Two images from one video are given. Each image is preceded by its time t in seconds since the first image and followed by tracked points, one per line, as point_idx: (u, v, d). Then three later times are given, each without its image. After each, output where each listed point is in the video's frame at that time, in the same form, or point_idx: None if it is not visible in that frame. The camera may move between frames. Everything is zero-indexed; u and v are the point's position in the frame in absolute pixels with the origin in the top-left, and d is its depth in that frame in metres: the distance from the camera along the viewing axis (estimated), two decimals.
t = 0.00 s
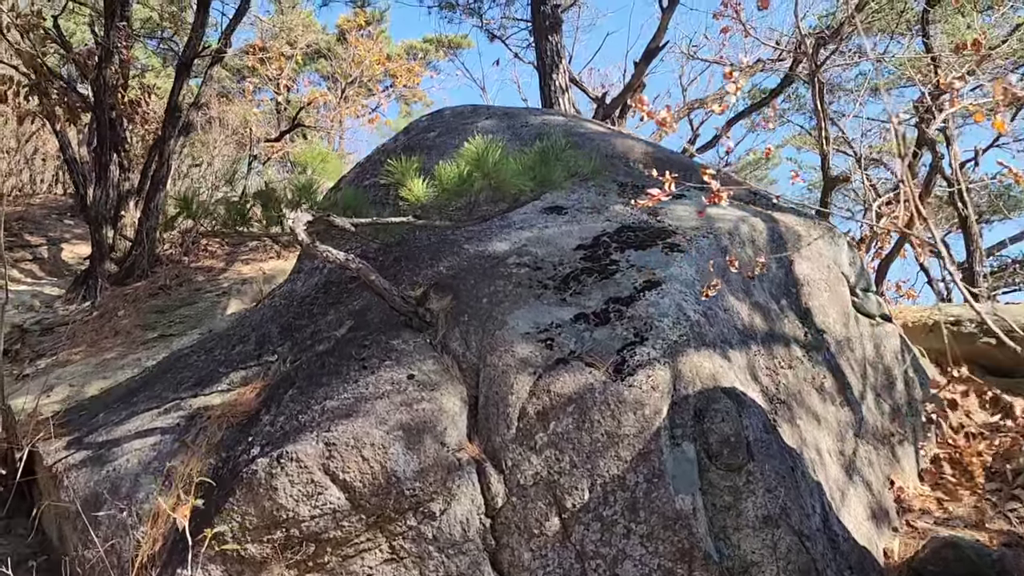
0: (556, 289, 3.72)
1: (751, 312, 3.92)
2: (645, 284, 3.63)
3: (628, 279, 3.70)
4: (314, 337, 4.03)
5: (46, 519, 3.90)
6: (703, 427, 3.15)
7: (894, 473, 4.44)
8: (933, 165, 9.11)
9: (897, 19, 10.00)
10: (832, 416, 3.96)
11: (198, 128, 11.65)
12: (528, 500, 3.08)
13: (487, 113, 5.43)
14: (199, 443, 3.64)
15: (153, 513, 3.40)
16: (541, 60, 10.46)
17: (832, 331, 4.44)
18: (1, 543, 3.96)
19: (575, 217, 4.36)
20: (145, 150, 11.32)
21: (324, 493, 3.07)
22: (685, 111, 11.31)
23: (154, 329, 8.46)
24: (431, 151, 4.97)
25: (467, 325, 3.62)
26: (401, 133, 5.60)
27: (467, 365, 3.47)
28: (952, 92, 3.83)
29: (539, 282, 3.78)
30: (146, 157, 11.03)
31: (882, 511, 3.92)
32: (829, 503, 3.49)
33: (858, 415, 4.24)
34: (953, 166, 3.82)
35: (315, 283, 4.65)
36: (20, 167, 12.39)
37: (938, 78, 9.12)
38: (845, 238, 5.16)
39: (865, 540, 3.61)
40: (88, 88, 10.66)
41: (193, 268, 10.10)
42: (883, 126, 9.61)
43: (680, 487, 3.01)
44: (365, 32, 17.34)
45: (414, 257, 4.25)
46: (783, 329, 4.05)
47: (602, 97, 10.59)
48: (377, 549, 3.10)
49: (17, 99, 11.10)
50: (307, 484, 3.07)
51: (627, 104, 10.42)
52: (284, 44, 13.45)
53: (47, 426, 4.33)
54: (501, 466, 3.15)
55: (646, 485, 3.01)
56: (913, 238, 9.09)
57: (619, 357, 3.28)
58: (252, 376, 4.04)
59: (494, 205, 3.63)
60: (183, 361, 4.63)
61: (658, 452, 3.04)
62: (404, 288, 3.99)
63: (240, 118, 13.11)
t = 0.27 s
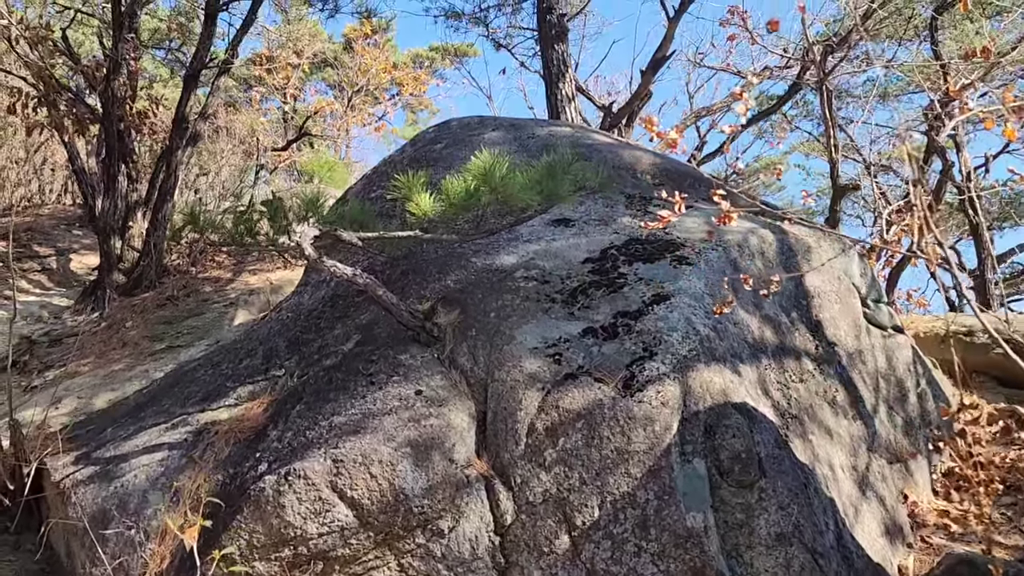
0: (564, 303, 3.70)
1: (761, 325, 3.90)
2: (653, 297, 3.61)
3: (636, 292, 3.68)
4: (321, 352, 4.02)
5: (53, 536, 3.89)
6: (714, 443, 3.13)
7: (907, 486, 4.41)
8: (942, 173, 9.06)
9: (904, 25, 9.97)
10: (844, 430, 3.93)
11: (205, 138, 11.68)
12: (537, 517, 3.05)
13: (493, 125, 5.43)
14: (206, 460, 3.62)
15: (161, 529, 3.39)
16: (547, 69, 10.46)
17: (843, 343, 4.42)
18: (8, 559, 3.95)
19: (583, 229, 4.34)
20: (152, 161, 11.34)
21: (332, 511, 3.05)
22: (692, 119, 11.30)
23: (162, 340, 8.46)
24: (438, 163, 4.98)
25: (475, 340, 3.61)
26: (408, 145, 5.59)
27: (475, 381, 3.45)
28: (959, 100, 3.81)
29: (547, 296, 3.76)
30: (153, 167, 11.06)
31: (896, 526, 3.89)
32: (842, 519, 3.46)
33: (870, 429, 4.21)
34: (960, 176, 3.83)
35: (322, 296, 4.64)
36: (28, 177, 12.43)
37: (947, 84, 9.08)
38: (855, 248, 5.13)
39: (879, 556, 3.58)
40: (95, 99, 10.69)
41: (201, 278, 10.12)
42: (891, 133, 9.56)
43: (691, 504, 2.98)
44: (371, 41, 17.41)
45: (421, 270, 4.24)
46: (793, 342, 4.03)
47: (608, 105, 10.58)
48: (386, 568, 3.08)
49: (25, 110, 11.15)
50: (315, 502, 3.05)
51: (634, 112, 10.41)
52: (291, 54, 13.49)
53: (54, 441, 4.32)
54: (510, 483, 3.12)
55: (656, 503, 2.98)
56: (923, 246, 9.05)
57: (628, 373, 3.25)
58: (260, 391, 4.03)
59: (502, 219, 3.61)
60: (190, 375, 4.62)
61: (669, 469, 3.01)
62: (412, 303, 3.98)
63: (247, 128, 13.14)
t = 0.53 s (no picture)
0: (570, 309, 3.67)
1: (770, 331, 3.87)
2: (661, 303, 3.58)
3: (643, 299, 3.65)
4: (325, 358, 3.98)
5: (55, 545, 3.85)
6: (724, 451, 3.10)
7: (915, 494, 4.38)
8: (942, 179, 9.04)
9: (904, 31, 9.98)
10: (853, 438, 3.90)
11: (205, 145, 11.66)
12: (545, 526, 3.01)
13: (497, 130, 5.41)
14: (209, 468, 3.59)
15: (165, 538, 3.35)
16: (548, 75, 10.45)
17: (851, 349, 4.39)
18: (9, 569, 3.91)
19: (588, 235, 4.32)
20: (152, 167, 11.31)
21: (337, 520, 3.01)
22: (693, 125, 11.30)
23: (162, 347, 8.42)
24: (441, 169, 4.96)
25: (481, 346, 3.58)
26: (411, 151, 5.57)
27: (481, 388, 3.41)
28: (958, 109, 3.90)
29: (553, 302, 3.73)
30: (153, 174, 11.04)
31: (906, 535, 3.85)
32: (853, 527, 3.43)
33: (878, 436, 4.18)
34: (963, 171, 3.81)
35: (325, 303, 4.62)
36: (28, 185, 12.40)
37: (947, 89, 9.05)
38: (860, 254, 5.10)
39: (890, 565, 3.55)
40: (95, 106, 10.68)
41: (201, 285, 10.08)
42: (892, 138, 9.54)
43: (701, 513, 2.96)
44: (370, 47, 17.42)
45: (425, 277, 4.21)
46: (800, 348, 4.00)
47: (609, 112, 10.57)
48: None
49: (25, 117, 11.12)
50: (321, 511, 3.01)
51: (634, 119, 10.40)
52: (291, 61, 13.49)
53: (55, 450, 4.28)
54: (518, 491, 3.09)
55: (666, 512, 2.94)
56: (925, 252, 9.03)
57: (637, 379, 3.22)
58: (263, 399, 3.99)
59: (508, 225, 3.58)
60: (192, 383, 4.58)
61: (679, 477, 2.98)
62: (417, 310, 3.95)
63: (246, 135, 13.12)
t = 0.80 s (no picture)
0: (574, 309, 3.62)
1: (774, 332, 3.83)
2: (665, 303, 3.54)
3: (647, 298, 3.61)
4: (324, 360, 3.93)
5: (49, 551, 3.77)
6: (732, 452, 3.05)
7: (919, 496, 4.35)
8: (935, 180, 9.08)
9: (896, 34, 10.00)
10: (858, 438, 3.87)
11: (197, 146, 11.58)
12: (551, 530, 2.96)
13: (496, 129, 5.37)
14: (207, 472, 3.52)
15: (162, 543, 3.29)
16: (543, 76, 10.42)
17: (854, 349, 4.36)
18: None
19: (590, 234, 4.27)
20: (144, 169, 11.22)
21: (339, 524, 2.96)
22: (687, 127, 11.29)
23: (155, 350, 8.32)
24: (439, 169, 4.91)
25: (483, 347, 3.52)
26: (408, 152, 5.52)
27: (484, 389, 3.36)
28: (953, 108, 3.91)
29: (556, 302, 3.68)
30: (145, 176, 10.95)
31: (912, 536, 3.82)
32: (860, 529, 3.39)
33: (882, 437, 4.15)
34: (967, 177, 3.88)
35: (324, 303, 4.56)
36: (18, 187, 12.28)
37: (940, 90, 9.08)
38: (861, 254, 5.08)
39: (898, 567, 3.52)
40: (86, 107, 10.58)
41: (194, 287, 9.99)
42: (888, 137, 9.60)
43: (710, 515, 2.91)
44: (362, 49, 17.38)
45: (426, 277, 4.16)
46: (805, 349, 3.97)
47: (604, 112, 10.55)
48: None
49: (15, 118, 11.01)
50: (322, 515, 2.96)
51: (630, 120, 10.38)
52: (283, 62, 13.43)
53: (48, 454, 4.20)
54: (524, 493, 3.04)
55: (675, 514, 2.90)
56: (920, 253, 9.06)
57: (643, 380, 3.18)
58: (261, 401, 3.93)
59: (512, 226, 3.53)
60: (188, 385, 4.52)
61: (687, 479, 2.94)
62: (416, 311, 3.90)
63: (238, 136, 13.04)
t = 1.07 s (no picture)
0: (581, 306, 3.53)
1: (784, 329, 3.75)
2: (675, 299, 3.45)
3: (656, 295, 3.52)
4: (322, 359, 3.82)
5: (37, 558, 3.64)
6: (748, 452, 2.97)
7: (928, 496, 4.29)
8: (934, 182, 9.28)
9: (885, 35, 9.99)
10: (869, 437, 3.80)
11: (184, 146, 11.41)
12: (563, 532, 2.87)
13: (494, 125, 5.27)
14: (202, 475, 3.40)
15: (157, 549, 3.17)
16: (536, 74, 10.34)
17: (861, 347, 4.30)
18: None
19: (594, 230, 4.18)
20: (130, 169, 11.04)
21: (343, 528, 2.85)
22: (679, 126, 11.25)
23: (142, 352, 8.14)
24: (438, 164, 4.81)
25: (489, 345, 3.43)
26: (405, 148, 5.41)
27: (491, 388, 3.26)
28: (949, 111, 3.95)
29: (563, 299, 3.58)
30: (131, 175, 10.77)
31: (925, 537, 3.75)
32: (875, 530, 3.32)
33: (891, 436, 4.09)
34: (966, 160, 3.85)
35: (321, 302, 4.45)
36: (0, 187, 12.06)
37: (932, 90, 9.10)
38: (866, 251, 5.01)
39: (912, 568, 3.45)
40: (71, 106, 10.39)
41: (182, 288, 9.82)
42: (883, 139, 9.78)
43: (726, 516, 2.82)
44: (350, 49, 17.27)
45: (427, 273, 4.05)
46: (814, 346, 3.89)
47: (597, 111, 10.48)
48: None
49: None
50: (326, 519, 2.85)
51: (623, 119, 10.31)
52: (271, 61, 13.29)
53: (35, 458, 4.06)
54: (535, 495, 2.94)
55: (691, 516, 2.81)
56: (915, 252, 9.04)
57: (655, 378, 3.09)
58: (258, 402, 3.81)
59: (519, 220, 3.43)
60: (180, 386, 4.38)
61: (703, 480, 2.85)
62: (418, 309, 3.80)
63: (225, 136, 12.88)
